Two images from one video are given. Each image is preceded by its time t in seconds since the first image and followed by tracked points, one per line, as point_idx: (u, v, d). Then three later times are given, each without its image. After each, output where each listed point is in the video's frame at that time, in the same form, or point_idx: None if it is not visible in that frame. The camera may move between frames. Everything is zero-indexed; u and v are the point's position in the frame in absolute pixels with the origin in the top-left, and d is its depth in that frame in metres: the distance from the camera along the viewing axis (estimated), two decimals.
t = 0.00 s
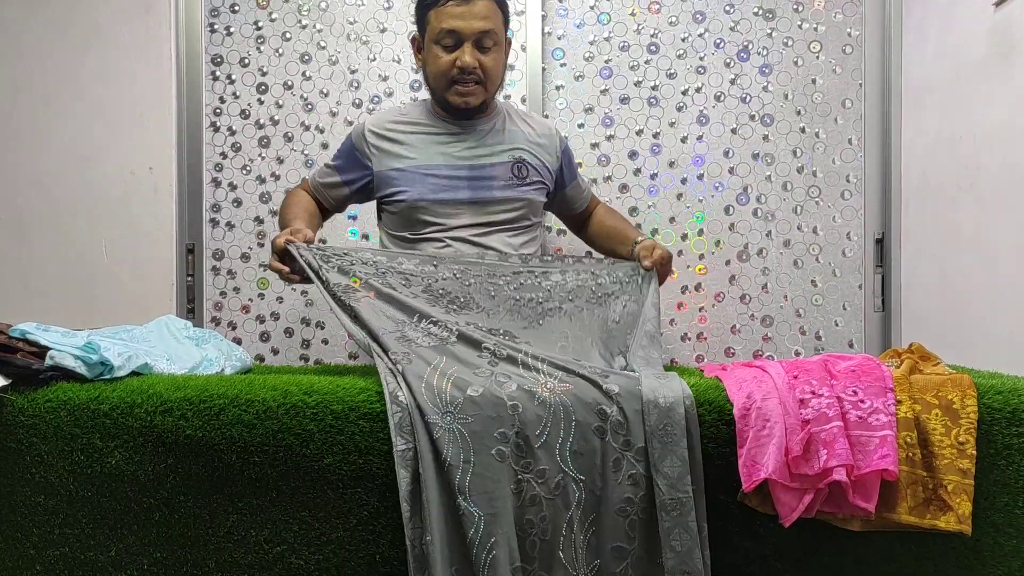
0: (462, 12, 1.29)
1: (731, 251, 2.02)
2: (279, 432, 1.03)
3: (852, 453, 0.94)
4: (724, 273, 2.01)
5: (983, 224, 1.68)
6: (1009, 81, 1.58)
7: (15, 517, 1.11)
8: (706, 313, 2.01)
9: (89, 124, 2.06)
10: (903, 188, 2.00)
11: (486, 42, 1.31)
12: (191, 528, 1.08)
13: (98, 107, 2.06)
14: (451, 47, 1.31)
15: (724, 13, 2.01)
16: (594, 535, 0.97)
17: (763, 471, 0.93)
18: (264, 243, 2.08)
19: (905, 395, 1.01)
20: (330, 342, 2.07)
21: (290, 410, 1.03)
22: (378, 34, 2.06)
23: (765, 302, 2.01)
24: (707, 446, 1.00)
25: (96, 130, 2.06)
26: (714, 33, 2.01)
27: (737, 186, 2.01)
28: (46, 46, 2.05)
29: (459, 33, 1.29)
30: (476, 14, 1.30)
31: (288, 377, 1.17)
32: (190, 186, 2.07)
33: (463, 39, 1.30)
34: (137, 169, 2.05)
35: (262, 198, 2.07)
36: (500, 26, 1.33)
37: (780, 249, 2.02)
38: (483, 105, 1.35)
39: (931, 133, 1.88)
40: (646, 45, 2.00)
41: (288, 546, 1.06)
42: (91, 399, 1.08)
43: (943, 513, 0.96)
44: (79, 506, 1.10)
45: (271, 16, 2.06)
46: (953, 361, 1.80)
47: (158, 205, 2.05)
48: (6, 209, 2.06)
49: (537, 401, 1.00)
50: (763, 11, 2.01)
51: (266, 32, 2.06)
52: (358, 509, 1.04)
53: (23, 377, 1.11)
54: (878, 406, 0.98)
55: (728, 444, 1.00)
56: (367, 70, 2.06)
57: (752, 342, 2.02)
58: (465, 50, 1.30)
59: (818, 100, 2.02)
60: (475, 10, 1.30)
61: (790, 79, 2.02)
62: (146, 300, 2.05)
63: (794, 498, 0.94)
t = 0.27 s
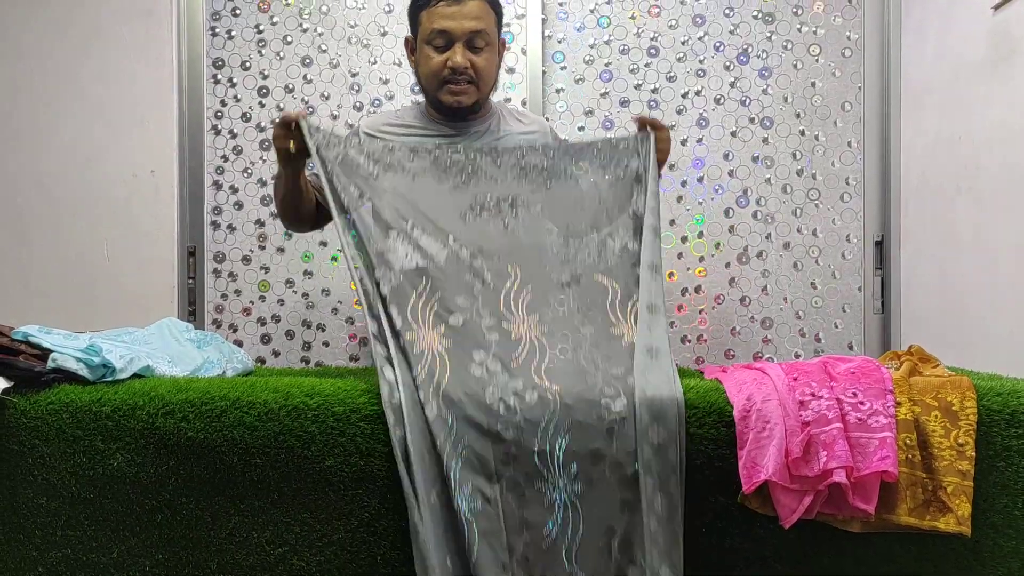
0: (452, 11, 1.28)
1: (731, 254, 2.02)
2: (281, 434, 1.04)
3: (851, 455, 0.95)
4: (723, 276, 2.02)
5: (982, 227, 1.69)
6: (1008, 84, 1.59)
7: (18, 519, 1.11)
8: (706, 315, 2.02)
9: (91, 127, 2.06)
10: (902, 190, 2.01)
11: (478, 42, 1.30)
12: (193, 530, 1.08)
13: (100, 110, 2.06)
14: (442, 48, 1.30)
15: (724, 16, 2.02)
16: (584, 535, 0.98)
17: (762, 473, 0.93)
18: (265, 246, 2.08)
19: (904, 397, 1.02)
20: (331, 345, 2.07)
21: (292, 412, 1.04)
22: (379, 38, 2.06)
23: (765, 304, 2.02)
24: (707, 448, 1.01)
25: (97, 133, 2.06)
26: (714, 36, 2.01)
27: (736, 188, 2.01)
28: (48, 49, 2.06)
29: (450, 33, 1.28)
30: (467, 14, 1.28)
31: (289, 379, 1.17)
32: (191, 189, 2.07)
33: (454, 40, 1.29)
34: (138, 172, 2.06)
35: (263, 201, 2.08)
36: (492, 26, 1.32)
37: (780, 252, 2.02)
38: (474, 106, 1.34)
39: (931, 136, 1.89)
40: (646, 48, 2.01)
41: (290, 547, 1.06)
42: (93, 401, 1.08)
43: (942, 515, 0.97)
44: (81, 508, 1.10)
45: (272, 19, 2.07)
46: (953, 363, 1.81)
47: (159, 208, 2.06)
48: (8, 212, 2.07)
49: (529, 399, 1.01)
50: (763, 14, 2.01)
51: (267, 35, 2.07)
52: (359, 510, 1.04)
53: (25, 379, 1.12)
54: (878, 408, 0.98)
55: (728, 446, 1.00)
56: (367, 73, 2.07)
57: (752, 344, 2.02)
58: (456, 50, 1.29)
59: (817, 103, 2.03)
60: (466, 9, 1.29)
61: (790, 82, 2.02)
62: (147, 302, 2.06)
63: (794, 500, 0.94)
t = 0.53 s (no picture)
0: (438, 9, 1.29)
1: (730, 257, 2.02)
2: (279, 438, 1.03)
3: (850, 458, 0.95)
4: (723, 279, 2.02)
5: (981, 230, 1.69)
6: (1007, 87, 1.59)
7: (16, 524, 1.11)
8: (705, 318, 2.02)
9: (90, 130, 2.06)
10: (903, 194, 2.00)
11: (464, 39, 1.30)
12: (191, 534, 1.08)
13: (99, 113, 2.06)
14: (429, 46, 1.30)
15: (723, 19, 2.02)
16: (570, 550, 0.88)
17: (762, 477, 0.93)
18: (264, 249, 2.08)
19: (903, 401, 1.02)
20: (330, 348, 2.07)
21: (290, 416, 1.03)
22: (379, 41, 2.07)
23: (765, 307, 2.02)
24: (707, 451, 1.00)
25: (96, 137, 2.06)
26: (712, 39, 2.02)
27: (735, 191, 2.02)
28: (47, 53, 2.06)
29: (435, 30, 1.28)
30: (451, 11, 1.29)
31: (288, 383, 1.17)
32: (190, 193, 2.07)
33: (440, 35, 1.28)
34: (138, 176, 2.06)
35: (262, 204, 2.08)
36: (477, 24, 1.32)
37: (779, 254, 2.02)
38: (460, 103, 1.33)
39: (930, 139, 1.89)
40: (645, 51, 2.01)
41: (288, 551, 1.06)
42: (91, 405, 1.08)
43: (942, 518, 0.97)
44: (80, 512, 1.10)
45: (271, 22, 2.07)
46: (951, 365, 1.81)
47: (158, 211, 2.06)
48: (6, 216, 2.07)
49: (520, 406, 0.88)
50: (761, 17, 2.02)
51: (266, 39, 2.07)
52: (358, 514, 1.04)
53: (23, 383, 1.11)
54: (877, 411, 0.98)
55: (728, 449, 1.00)
56: (366, 76, 2.07)
57: (751, 348, 2.02)
58: (442, 47, 1.28)
59: (816, 106, 2.03)
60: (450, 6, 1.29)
61: (788, 85, 2.03)
62: (145, 306, 2.06)
63: (793, 504, 0.94)
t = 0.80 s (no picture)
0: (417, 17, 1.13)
1: (728, 259, 2.03)
2: (276, 441, 1.04)
3: (847, 461, 0.95)
4: (721, 281, 2.02)
5: (977, 234, 1.70)
6: (1003, 91, 1.60)
7: (13, 527, 1.11)
8: (703, 320, 2.02)
9: (90, 133, 2.07)
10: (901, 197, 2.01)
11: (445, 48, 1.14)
12: (189, 536, 1.09)
13: (99, 116, 2.07)
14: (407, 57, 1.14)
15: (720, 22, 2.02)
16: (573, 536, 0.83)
17: (759, 480, 0.94)
18: (263, 252, 2.08)
19: (900, 402, 1.02)
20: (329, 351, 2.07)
21: (287, 419, 1.04)
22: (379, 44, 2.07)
23: (763, 309, 2.02)
24: (704, 453, 1.02)
25: (95, 140, 2.07)
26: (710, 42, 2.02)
27: (732, 194, 2.02)
28: (46, 56, 2.06)
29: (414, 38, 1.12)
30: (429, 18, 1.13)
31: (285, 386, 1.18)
32: (190, 196, 2.08)
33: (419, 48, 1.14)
34: (137, 178, 2.06)
35: (261, 207, 2.07)
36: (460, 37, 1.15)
37: (778, 257, 2.03)
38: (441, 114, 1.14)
39: (927, 143, 1.90)
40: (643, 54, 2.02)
41: (285, 553, 1.07)
42: (89, 408, 1.09)
43: (938, 521, 0.97)
44: (78, 515, 1.11)
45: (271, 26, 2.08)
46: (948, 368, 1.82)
47: (157, 214, 2.06)
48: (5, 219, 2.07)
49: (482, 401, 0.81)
50: (760, 19, 2.02)
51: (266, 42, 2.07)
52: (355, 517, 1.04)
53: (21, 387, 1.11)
54: (873, 414, 0.99)
55: (725, 452, 1.01)
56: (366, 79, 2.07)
57: (749, 350, 2.02)
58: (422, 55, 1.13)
59: (813, 109, 2.04)
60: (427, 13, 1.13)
61: (786, 88, 2.03)
62: (144, 308, 2.06)
63: (790, 506, 0.94)
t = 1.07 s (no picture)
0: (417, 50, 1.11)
1: (729, 260, 2.03)
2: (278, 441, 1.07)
3: (848, 460, 0.95)
4: (721, 281, 2.02)
5: (978, 233, 1.70)
6: (1003, 91, 1.60)
7: (14, 528, 1.11)
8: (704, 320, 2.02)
9: (90, 134, 2.07)
10: (900, 197, 2.02)
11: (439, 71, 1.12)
12: (192, 536, 1.11)
13: (100, 117, 2.07)
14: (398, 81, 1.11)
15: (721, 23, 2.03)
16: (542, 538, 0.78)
17: (761, 479, 0.94)
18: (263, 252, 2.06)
19: (902, 403, 1.02)
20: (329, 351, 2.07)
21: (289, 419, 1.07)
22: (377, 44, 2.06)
23: (763, 309, 2.02)
24: (706, 453, 1.02)
25: (96, 140, 2.07)
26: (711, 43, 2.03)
27: (733, 194, 2.03)
28: (47, 57, 2.06)
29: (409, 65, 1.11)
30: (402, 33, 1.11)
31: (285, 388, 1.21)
32: (190, 196, 2.07)
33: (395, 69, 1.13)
34: (138, 179, 2.07)
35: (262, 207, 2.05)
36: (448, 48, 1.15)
37: (778, 257, 2.03)
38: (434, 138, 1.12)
39: (928, 143, 1.90)
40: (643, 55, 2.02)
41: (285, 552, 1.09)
42: (91, 408, 1.10)
43: (940, 521, 0.97)
44: (79, 515, 1.11)
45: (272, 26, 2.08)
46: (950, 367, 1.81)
47: (158, 215, 2.06)
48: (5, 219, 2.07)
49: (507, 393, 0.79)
50: (760, 20, 2.03)
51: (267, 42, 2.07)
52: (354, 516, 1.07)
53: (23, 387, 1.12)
54: (875, 414, 0.99)
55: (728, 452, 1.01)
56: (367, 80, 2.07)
57: (750, 350, 2.02)
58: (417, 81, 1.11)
59: (814, 109, 2.03)
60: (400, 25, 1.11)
61: (787, 88, 2.03)
62: (145, 308, 2.06)
63: (791, 506, 0.94)
